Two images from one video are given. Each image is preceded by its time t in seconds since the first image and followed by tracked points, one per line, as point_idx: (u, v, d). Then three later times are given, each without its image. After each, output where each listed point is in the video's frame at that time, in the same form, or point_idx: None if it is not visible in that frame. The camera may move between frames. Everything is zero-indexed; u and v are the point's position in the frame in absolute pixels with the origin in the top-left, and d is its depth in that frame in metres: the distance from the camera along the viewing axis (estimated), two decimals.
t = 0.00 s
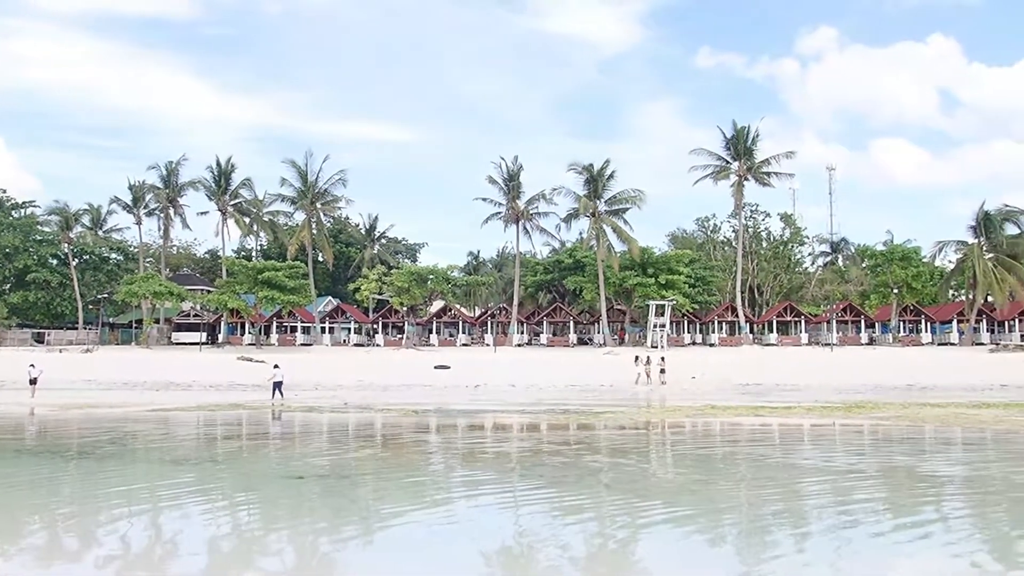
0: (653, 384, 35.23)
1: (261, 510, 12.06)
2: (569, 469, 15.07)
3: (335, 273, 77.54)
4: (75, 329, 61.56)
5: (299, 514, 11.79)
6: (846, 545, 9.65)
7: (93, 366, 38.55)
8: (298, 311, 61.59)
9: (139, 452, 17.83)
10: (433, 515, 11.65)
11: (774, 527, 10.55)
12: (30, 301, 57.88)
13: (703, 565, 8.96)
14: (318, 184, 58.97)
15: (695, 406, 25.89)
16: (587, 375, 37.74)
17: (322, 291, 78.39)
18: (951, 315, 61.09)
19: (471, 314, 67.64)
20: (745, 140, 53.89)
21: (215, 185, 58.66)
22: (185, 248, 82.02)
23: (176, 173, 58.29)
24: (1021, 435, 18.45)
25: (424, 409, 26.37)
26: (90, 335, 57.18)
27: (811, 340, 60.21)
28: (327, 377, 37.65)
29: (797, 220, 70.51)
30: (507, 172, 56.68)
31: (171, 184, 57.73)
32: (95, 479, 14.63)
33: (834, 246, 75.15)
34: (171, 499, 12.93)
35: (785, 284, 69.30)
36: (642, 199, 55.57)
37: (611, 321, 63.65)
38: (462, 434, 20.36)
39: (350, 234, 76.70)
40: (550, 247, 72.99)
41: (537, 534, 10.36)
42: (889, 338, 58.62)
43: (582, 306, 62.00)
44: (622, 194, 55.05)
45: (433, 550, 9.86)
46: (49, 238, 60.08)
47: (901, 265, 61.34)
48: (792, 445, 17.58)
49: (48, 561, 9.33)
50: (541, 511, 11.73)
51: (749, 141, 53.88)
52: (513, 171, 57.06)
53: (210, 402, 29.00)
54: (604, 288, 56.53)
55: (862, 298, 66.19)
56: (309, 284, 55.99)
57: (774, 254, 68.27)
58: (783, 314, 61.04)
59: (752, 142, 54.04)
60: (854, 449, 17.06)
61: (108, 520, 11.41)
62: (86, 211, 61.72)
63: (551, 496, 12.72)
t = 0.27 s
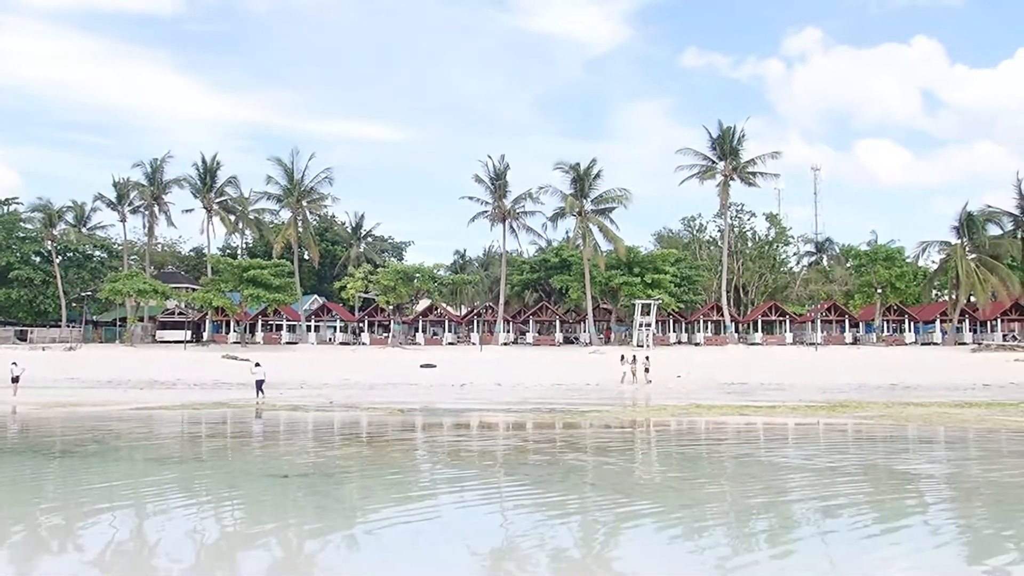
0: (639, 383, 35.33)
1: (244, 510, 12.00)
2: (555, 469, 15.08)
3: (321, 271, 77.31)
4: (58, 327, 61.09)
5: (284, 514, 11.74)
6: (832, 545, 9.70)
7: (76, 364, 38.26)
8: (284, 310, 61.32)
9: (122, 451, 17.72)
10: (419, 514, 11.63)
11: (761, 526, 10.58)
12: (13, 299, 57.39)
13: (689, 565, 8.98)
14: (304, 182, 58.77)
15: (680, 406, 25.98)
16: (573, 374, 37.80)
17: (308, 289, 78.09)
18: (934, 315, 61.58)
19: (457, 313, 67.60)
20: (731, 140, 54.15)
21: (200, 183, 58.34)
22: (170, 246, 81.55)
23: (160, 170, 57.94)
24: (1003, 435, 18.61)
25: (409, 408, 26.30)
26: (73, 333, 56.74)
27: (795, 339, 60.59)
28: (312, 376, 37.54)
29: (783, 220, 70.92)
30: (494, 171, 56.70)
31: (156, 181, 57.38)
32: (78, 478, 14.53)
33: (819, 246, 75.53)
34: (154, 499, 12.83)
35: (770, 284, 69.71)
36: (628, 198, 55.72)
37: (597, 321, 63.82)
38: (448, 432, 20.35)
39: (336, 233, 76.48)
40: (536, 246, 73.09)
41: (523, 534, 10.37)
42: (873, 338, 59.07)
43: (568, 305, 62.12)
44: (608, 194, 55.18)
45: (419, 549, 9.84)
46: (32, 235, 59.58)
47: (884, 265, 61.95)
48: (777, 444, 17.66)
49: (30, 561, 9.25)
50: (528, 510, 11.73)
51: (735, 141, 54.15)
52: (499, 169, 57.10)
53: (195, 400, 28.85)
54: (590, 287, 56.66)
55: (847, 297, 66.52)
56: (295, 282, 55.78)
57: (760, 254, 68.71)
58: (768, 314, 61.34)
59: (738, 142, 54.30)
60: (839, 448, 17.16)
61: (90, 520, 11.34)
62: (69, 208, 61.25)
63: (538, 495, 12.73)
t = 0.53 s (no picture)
0: (622, 385, 35.49)
1: (227, 512, 11.99)
2: (537, 470, 15.16)
3: (304, 272, 77.05)
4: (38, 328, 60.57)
5: (266, 515, 11.76)
6: (812, 545, 9.82)
7: (56, 365, 37.97)
8: (267, 311, 61.09)
9: (103, 452, 17.65)
10: (401, 516, 11.68)
11: (741, 527, 10.69)
12: None
13: (669, 566, 9.07)
14: (288, 183, 58.58)
15: (663, 407, 26.15)
16: (556, 376, 37.91)
17: (291, 290, 77.82)
18: (915, 317, 62.21)
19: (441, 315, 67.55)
20: (715, 143, 54.49)
21: (183, 183, 58.01)
22: (152, 246, 81.02)
23: (143, 170, 57.57)
24: (981, 437, 18.87)
25: (393, 409, 26.32)
26: (54, 334, 56.27)
27: (778, 341, 61.04)
28: (295, 377, 37.44)
29: (765, 223, 71.43)
30: (478, 172, 56.76)
31: (138, 181, 57.00)
32: (58, 480, 14.47)
33: (802, 249, 76.08)
34: (135, 500, 12.80)
35: (753, 286, 70.20)
36: (612, 200, 55.93)
37: (581, 323, 64.03)
38: (431, 434, 20.39)
39: (319, 233, 76.26)
40: (520, 248, 73.20)
41: (506, 535, 10.43)
42: (854, 340, 59.63)
43: (552, 307, 62.26)
44: (592, 196, 55.38)
45: (401, 551, 9.89)
46: (12, 234, 59.03)
47: (866, 268, 62.63)
48: (758, 446, 17.85)
49: (9, 563, 9.22)
50: (511, 512, 11.80)
51: (719, 144, 54.50)
52: (484, 171, 57.16)
53: (177, 402, 28.71)
54: (574, 289, 56.82)
55: (828, 300, 67.03)
56: (278, 283, 55.59)
57: (742, 256, 69.22)
58: (750, 316, 61.75)
59: (721, 145, 54.65)
60: (819, 450, 17.35)
61: (70, 522, 11.30)
62: (50, 208, 60.75)
63: (520, 496, 12.82)
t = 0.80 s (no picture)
0: (606, 388, 35.57)
1: (210, 517, 11.88)
2: (521, 473, 15.15)
3: (287, 275, 76.74)
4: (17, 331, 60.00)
5: (248, 520, 11.68)
6: (797, 548, 9.84)
7: (36, 369, 37.62)
8: (250, 314, 60.76)
9: (83, 457, 17.51)
10: (385, 520, 11.63)
11: (726, 530, 10.71)
12: None
13: (657, 570, 9.04)
14: (271, 186, 58.33)
15: (646, 410, 26.24)
16: (540, 379, 37.94)
17: (274, 293, 77.45)
18: (895, 321, 62.63)
19: (425, 318, 67.50)
20: (698, 147, 54.78)
21: (164, 186, 57.65)
22: (133, 249, 80.44)
23: (124, 173, 57.17)
24: (961, 439, 19.04)
25: (376, 413, 26.25)
26: (34, 338, 55.75)
27: (760, 344, 61.42)
28: (278, 381, 37.27)
29: (748, 226, 71.92)
30: (461, 176, 56.77)
31: (119, 184, 56.59)
32: (37, 484, 14.34)
33: (784, 252, 76.58)
34: (116, 505, 12.71)
35: (736, 290, 70.65)
36: (596, 204, 56.10)
37: (565, 326, 64.17)
38: (415, 437, 20.35)
39: (302, 237, 76.00)
40: (504, 251, 73.29)
41: (491, 539, 10.40)
42: (836, 343, 60.09)
43: (535, 310, 62.33)
44: (575, 199, 55.53)
45: (385, 556, 9.83)
46: None
47: (847, 271, 63.14)
48: (741, 448, 17.92)
49: None
50: (495, 515, 11.77)
51: (701, 148, 54.81)
52: (467, 175, 57.17)
53: (158, 406, 28.51)
54: (558, 292, 56.90)
55: (810, 303, 67.39)
56: (261, 287, 55.30)
57: (725, 260, 69.69)
58: (733, 319, 62.07)
59: (704, 148, 54.95)
60: (801, 452, 17.44)
61: (49, 527, 11.19)
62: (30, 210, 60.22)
63: (504, 500, 12.83)
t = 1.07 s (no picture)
0: (593, 384, 35.67)
1: (197, 513, 11.86)
2: (508, 469, 15.19)
3: (274, 270, 76.50)
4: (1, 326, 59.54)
5: (235, 516, 11.67)
6: (782, 543, 9.92)
7: (19, 364, 37.34)
8: (236, 309, 60.54)
9: (69, 453, 17.42)
10: (371, 516, 11.64)
11: (712, 526, 10.78)
12: None
13: (642, 565, 9.09)
14: (257, 180, 58.10)
15: (633, 406, 26.34)
16: (527, 374, 38.01)
17: (260, 288, 77.19)
18: (881, 316, 63.06)
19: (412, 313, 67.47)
20: (685, 143, 54.96)
21: (150, 180, 57.31)
22: (118, 244, 79.97)
23: (109, 167, 56.80)
24: (944, 434, 19.24)
25: (363, 408, 26.24)
26: (18, 333, 55.36)
27: (746, 340, 61.76)
28: (265, 376, 37.17)
29: (734, 222, 72.27)
30: (448, 171, 56.73)
31: (104, 178, 56.23)
32: (22, 480, 14.27)
33: (770, 248, 76.95)
34: (101, 500, 12.67)
35: (722, 285, 70.98)
36: (583, 199, 56.20)
37: (552, 321, 64.31)
38: (402, 433, 20.37)
39: (289, 232, 75.78)
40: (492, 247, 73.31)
41: (478, 535, 10.43)
42: (822, 339, 60.50)
43: (523, 306, 62.40)
44: (563, 195, 55.63)
45: (372, 552, 9.83)
46: None
47: (833, 267, 63.58)
48: (727, 444, 18.04)
49: None
50: (483, 511, 11.81)
51: (688, 144, 55.00)
52: (454, 170, 57.15)
53: (144, 401, 28.38)
54: (545, 287, 57.00)
55: (796, 299, 67.74)
56: (247, 282, 55.09)
57: (712, 256, 70.02)
58: (720, 314, 62.39)
59: (691, 144, 55.13)
60: (786, 447, 17.57)
61: (35, 524, 11.14)
62: (14, 204, 59.77)
63: (491, 495, 12.87)
